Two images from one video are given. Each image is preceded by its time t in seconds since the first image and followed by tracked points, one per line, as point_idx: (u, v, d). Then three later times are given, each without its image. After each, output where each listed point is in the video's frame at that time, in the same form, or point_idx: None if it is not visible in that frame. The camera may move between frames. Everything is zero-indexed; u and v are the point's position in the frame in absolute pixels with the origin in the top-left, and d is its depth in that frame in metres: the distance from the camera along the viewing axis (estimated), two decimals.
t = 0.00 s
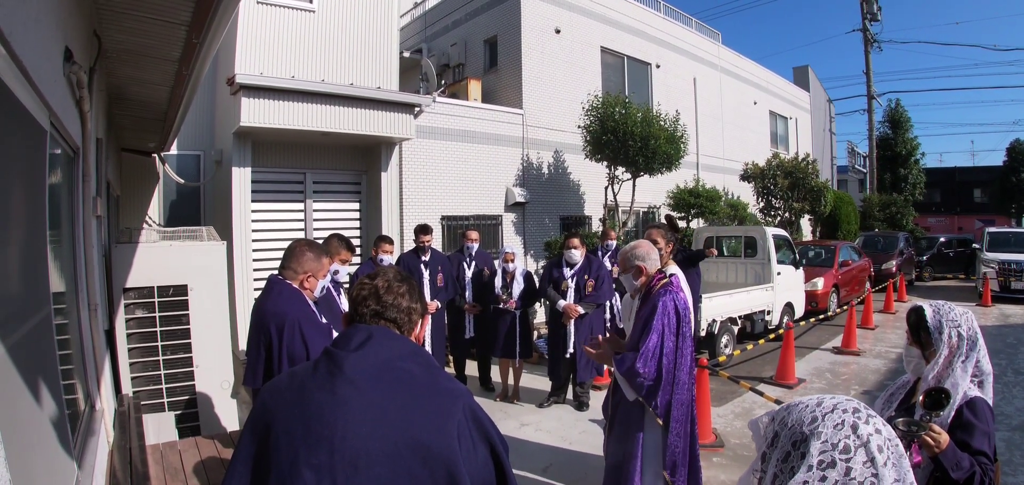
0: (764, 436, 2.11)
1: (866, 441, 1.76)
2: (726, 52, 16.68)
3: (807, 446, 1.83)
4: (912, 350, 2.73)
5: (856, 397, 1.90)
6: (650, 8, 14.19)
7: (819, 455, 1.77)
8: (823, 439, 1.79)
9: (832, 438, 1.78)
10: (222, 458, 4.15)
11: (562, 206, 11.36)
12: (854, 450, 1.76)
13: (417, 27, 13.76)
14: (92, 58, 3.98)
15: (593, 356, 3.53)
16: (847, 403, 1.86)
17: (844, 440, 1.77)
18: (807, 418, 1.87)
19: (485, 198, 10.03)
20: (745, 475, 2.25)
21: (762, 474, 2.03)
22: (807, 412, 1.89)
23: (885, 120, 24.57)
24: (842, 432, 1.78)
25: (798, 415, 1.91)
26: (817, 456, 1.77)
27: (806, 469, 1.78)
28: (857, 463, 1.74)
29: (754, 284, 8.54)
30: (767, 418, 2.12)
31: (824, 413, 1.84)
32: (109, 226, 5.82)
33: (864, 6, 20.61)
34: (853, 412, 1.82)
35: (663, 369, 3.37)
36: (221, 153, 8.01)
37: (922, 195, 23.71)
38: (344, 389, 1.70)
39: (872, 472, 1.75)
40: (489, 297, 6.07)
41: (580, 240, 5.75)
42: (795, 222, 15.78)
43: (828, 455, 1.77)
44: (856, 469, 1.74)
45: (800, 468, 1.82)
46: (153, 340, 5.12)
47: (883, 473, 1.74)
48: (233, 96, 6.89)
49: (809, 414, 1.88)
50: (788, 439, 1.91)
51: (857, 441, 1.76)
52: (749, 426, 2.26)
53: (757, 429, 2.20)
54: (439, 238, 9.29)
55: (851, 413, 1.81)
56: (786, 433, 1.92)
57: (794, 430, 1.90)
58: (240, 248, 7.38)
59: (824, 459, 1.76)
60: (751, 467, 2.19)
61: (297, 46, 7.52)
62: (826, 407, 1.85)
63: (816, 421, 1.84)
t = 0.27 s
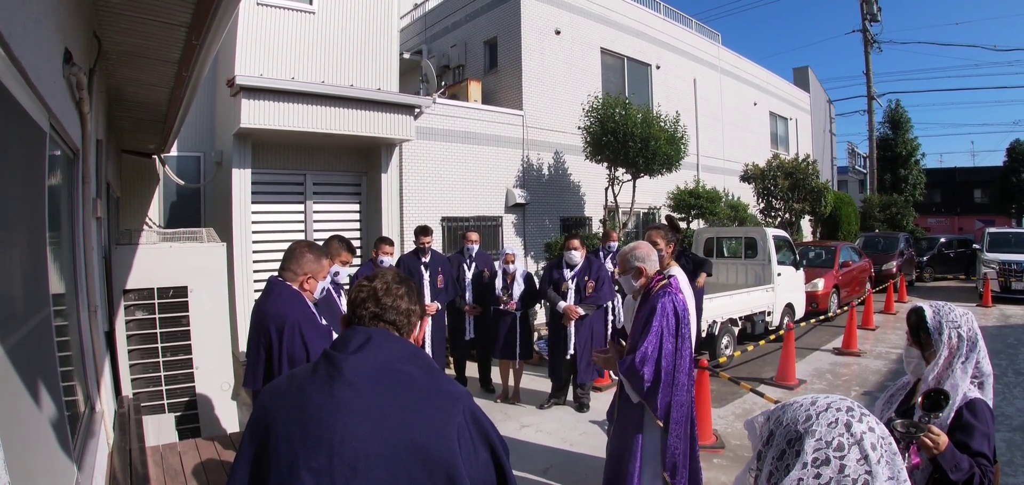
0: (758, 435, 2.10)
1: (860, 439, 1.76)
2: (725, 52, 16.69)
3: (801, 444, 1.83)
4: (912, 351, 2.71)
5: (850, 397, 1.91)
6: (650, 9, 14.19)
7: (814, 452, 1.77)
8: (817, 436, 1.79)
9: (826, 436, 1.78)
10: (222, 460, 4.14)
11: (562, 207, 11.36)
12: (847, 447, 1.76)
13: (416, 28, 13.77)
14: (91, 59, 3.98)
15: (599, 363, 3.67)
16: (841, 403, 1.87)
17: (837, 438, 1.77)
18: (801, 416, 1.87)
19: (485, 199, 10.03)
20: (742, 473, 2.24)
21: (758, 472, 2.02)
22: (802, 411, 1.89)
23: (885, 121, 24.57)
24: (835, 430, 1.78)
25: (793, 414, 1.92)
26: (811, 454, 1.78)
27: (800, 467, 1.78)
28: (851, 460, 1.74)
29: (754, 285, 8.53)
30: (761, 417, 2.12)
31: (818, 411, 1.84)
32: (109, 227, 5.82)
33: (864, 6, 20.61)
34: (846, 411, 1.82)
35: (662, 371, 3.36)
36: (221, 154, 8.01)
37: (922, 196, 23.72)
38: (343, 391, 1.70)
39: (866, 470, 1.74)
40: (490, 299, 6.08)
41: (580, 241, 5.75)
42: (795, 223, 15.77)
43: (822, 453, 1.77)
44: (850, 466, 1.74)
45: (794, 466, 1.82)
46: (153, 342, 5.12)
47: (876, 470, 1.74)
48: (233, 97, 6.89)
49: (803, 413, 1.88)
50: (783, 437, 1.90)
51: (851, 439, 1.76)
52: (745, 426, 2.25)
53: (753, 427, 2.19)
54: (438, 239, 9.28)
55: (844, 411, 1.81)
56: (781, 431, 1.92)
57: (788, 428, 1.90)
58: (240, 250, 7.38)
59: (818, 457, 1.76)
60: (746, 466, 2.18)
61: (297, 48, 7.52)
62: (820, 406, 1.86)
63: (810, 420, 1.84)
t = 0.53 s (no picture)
0: (755, 436, 2.10)
1: (854, 441, 1.76)
2: (724, 55, 16.71)
3: (796, 445, 1.82)
4: (909, 353, 2.71)
5: (845, 399, 1.90)
6: (649, 11, 14.21)
7: (808, 454, 1.77)
8: (812, 438, 1.79)
9: (821, 437, 1.78)
10: (221, 462, 4.14)
11: (561, 209, 11.36)
12: (842, 449, 1.75)
13: (416, 30, 13.78)
14: (90, 61, 3.98)
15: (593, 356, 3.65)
16: (836, 404, 1.86)
17: (833, 440, 1.77)
18: (796, 418, 1.86)
19: (484, 201, 10.04)
20: (737, 474, 2.24)
21: (754, 473, 2.02)
22: (797, 413, 1.88)
23: (883, 123, 24.61)
24: (830, 432, 1.77)
25: (788, 415, 1.91)
26: (806, 455, 1.77)
27: (795, 467, 1.78)
28: (845, 462, 1.74)
29: (753, 287, 8.54)
30: (758, 418, 2.11)
31: (813, 413, 1.83)
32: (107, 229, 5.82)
33: (862, 9, 20.66)
34: (841, 412, 1.81)
35: (658, 374, 3.36)
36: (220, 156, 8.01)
37: (921, 197, 23.74)
38: (340, 395, 1.69)
39: (860, 471, 1.75)
40: (489, 301, 6.09)
41: (579, 244, 5.75)
42: (794, 225, 15.78)
43: (816, 454, 1.77)
44: (844, 467, 1.74)
45: (788, 467, 1.82)
46: (152, 344, 5.12)
47: (870, 471, 1.74)
48: (232, 99, 6.89)
49: (799, 414, 1.87)
50: (778, 438, 1.90)
51: (846, 440, 1.75)
52: (742, 427, 2.25)
53: (749, 429, 2.19)
54: (437, 241, 9.28)
55: (839, 413, 1.81)
56: (776, 432, 1.92)
57: (784, 430, 1.89)
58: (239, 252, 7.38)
59: (813, 458, 1.76)
60: (742, 467, 2.18)
61: (296, 50, 7.52)
62: (815, 408, 1.85)
63: (805, 421, 1.83)
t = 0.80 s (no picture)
0: (754, 439, 2.10)
1: (852, 444, 1.76)
2: (724, 56, 16.72)
3: (793, 448, 1.82)
4: (909, 353, 2.70)
5: (843, 402, 1.90)
6: (649, 12, 14.22)
7: (806, 457, 1.77)
8: (810, 440, 1.79)
9: (819, 440, 1.77)
10: (222, 466, 4.13)
11: (561, 211, 11.36)
12: (839, 452, 1.75)
13: (416, 33, 13.79)
14: (90, 65, 3.98)
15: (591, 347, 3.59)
16: (834, 407, 1.86)
17: (830, 442, 1.76)
18: (794, 421, 1.86)
19: (484, 204, 10.04)
20: (737, 476, 2.23)
21: (752, 476, 2.02)
22: (795, 415, 1.88)
23: (883, 123, 24.61)
24: (828, 434, 1.77)
25: (786, 418, 1.91)
26: (803, 458, 1.77)
27: (793, 470, 1.77)
28: (843, 464, 1.74)
29: (754, 288, 8.53)
30: (756, 421, 2.11)
31: (811, 416, 1.83)
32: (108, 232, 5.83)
33: (861, 9, 20.66)
34: (839, 415, 1.81)
35: (657, 376, 3.36)
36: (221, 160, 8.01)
37: (921, 198, 23.74)
38: (340, 398, 1.69)
39: (858, 474, 1.74)
40: (489, 303, 6.08)
41: (580, 246, 5.75)
42: (795, 226, 15.77)
43: (814, 456, 1.76)
44: (842, 470, 1.73)
45: (786, 470, 1.81)
46: (152, 348, 5.12)
47: (868, 474, 1.73)
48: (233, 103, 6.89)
49: (797, 417, 1.87)
50: (775, 442, 1.90)
51: (843, 443, 1.75)
52: (741, 429, 2.25)
53: (748, 430, 2.19)
54: (438, 243, 9.28)
55: (838, 416, 1.80)
56: (774, 435, 1.92)
57: (782, 432, 1.89)
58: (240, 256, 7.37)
59: (810, 461, 1.76)
60: (742, 470, 2.17)
61: (295, 53, 7.53)
62: (813, 410, 1.85)
63: (803, 424, 1.83)
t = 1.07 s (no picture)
0: (755, 438, 2.10)
1: (854, 442, 1.76)
2: (723, 57, 16.72)
3: (795, 447, 1.82)
4: (909, 354, 2.70)
5: (844, 401, 1.90)
6: (648, 14, 14.23)
7: (808, 455, 1.77)
8: (811, 439, 1.79)
9: (820, 439, 1.77)
10: (222, 467, 4.13)
11: (561, 213, 11.37)
12: (841, 450, 1.75)
13: (415, 35, 13.80)
14: (90, 67, 3.98)
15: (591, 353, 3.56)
16: (835, 406, 1.86)
17: (832, 441, 1.76)
18: (796, 419, 1.86)
19: (484, 205, 10.04)
20: (738, 477, 2.23)
21: (753, 476, 2.01)
22: (796, 414, 1.88)
23: (882, 124, 24.63)
24: (830, 433, 1.77)
25: (788, 417, 1.91)
26: (805, 457, 1.77)
27: (794, 469, 1.77)
28: (845, 463, 1.74)
29: (753, 289, 8.53)
30: (758, 421, 2.11)
31: (812, 415, 1.83)
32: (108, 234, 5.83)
33: (861, 10, 20.67)
34: (841, 414, 1.81)
35: (657, 377, 3.36)
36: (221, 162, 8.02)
37: (921, 198, 23.74)
38: (341, 399, 1.69)
39: (859, 472, 1.74)
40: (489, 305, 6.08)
41: (579, 247, 5.75)
42: (795, 227, 15.76)
43: (816, 455, 1.76)
44: (844, 469, 1.73)
45: (788, 469, 1.81)
46: (152, 349, 5.12)
47: (869, 473, 1.74)
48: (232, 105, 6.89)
49: (798, 416, 1.87)
50: (777, 440, 1.90)
51: (845, 441, 1.75)
52: (742, 429, 2.25)
53: (749, 430, 2.18)
54: (438, 245, 9.28)
55: (839, 415, 1.80)
56: (776, 434, 1.92)
57: (783, 432, 1.89)
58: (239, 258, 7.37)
59: (812, 459, 1.76)
60: (742, 470, 2.17)
61: (295, 55, 7.53)
62: (815, 410, 1.85)
63: (804, 423, 1.83)
